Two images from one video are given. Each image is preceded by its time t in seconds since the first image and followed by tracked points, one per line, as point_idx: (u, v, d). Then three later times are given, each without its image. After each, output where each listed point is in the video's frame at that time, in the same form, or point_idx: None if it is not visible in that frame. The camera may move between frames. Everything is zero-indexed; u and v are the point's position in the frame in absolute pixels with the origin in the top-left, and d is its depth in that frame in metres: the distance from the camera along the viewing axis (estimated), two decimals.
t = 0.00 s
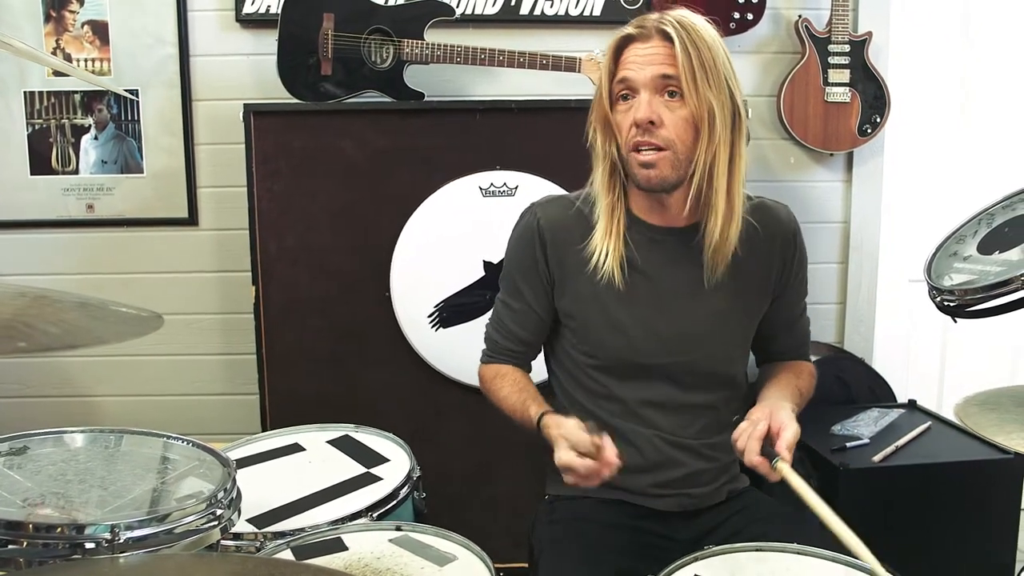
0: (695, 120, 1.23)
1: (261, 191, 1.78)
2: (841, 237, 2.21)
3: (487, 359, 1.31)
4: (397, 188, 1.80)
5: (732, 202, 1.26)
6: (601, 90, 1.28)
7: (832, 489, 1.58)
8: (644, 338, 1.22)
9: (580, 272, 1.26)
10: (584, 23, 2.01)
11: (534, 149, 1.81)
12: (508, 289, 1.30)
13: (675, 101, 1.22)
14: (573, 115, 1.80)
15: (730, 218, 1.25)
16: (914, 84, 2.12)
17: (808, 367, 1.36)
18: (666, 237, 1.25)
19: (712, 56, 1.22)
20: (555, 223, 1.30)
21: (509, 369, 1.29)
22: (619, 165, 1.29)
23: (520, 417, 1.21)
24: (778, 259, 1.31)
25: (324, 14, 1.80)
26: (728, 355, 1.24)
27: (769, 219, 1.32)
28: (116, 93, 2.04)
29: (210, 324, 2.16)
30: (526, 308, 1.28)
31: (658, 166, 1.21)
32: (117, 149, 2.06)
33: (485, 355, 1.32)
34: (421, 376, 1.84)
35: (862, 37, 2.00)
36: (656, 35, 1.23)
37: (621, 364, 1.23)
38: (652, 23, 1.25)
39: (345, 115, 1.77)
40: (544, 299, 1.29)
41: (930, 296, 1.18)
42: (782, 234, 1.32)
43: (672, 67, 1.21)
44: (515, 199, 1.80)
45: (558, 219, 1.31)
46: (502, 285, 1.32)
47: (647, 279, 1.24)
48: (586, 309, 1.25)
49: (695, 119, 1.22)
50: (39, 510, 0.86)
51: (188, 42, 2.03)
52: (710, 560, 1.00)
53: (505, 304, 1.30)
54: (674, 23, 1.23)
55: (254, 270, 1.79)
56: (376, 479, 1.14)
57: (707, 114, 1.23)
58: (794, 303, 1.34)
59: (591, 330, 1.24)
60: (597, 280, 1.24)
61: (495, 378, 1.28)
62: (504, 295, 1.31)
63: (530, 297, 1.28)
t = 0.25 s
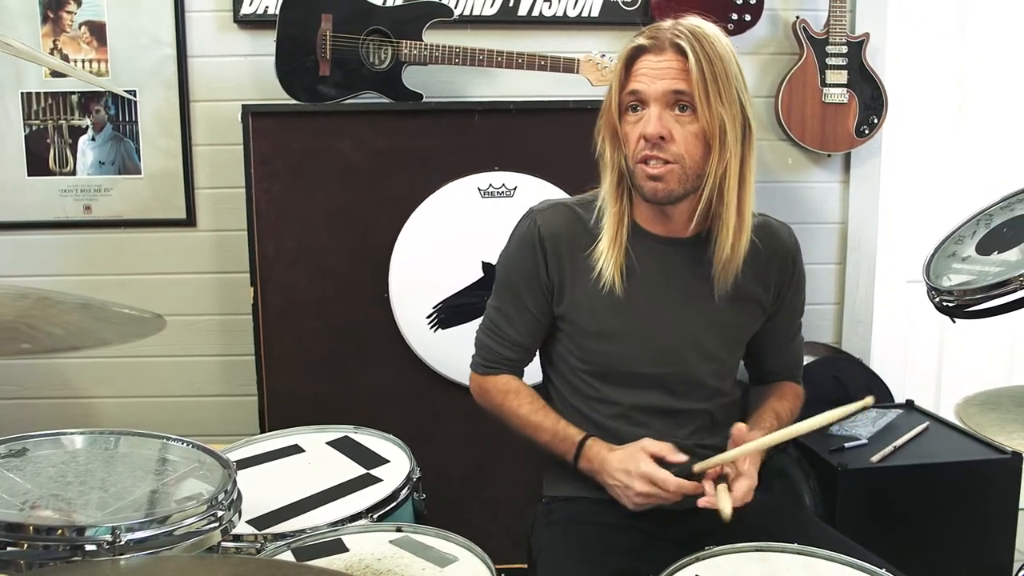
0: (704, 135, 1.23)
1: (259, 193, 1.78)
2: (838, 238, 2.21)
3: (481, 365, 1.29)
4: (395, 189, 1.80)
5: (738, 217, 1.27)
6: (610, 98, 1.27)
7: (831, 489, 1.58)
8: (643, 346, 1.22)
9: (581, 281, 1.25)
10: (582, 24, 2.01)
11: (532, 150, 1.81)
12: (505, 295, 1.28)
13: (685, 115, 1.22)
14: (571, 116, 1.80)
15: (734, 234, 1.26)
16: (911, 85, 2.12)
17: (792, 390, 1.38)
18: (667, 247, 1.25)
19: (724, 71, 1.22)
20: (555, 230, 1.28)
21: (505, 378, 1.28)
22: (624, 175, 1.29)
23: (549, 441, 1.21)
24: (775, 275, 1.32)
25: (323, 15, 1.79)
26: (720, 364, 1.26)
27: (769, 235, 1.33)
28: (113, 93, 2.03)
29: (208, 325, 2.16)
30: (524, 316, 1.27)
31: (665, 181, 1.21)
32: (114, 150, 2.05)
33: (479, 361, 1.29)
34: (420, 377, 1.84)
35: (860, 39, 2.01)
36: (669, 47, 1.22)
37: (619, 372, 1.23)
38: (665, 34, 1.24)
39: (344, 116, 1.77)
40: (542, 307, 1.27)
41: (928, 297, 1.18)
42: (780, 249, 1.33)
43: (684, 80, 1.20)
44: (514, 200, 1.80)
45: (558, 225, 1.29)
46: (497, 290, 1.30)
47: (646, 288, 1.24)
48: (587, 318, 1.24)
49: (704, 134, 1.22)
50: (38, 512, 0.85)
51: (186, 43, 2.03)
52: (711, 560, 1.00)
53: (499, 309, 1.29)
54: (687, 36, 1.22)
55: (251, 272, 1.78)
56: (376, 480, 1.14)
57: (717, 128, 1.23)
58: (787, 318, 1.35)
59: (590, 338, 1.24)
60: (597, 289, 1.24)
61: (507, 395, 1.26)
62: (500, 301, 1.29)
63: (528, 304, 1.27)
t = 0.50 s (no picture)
0: (703, 137, 1.23)
1: (257, 193, 1.78)
2: (835, 238, 2.21)
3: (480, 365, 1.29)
4: (394, 189, 1.80)
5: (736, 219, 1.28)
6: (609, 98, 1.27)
7: (828, 489, 1.59)
8: (641, 346, 1.22)
9: (581, 282, 1.25)
10: (580, 24, 2.01)
11: (530, 150, 1.81)
12: (505, 296, 1.27)
13: (684, 117, 1.22)
14: (570, 117, 1.80)
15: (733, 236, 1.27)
16: (908, 85, 2.13)
17: (791, 394, 1.39)
18: (665, 248, 1.26)
19: (724, 72, 1.22)
20: (555, 230, 1.28)
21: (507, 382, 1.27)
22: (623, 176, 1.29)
23: (558, 449, 1.20)
24: (773, 274, 1.32)
25: (321, 15, 1.79)
26: (719, 364, 1.27)
27: (768, 238, 1.33)
28: (110, 93, 2.03)
29: (205, 326, 2.15)
30: (523, 316, 1.26)
31: (664, 183, 1.21)
32: (111, 150, 2.05)
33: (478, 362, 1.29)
34: (418, 377, 1.84)
35: (857, 39, 2.01)
36: (668, 47, 1.22)
37: (618, 372, 1.23)
38: (664, 34, 1.24)
39: (342, 117, 1.77)
40: (542, 307, 1.27)
41: (926, 297, 1.18)
42: (778, 251, 1.33)
43: (683, 82, 1.20)
44: (512, 200, 1.80)
45: (557, 225, 1.29)
46: (496, 290, 1.29)
47: (644, 289, 1.24)
48: (586, 319, 1.24)
49: (703, 136, 1.22)
50: (38, 513, 0.85)
51: (183, 42, 2.03)
52: (711, 560, 1.01)
53: (498, 310, 1.28)
54: (687, 38, 1.22)
55: (249, 273, 1.78)
56: (376, 481, 1.14)
57: (716, 130, 1.23)
58: (785, 319, 1.35)
59: (589, 338, 1.24)
60: (596, 289, 1.24)
61: (513, 403, 1.25)
62: (499, 302, 1.28)
63: (527, 305, 1.26)
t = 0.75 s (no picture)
0: (707, 136, 1.23)
1: (255, 193, 1.77)
2: (833, 237, 2.22)
3: (477, 362, 1.28)
4: (392, 189, 1.80)
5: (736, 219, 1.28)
6: (614, 93, 1.27)
7: (826, 488, 1.59)
8: (639, 343, 1.22)
9: (579, 278, 1.25)
10: (578, 24, 2.01)
11: (528, 150, 1.81)
12: (503, 292, 1.27)
13: (689, 115, 1.22)
14: (568, 117, 1.80)
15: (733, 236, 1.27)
16: (906, 85, 2.13)
17: (775, 384, 1.39)
18: (663, 244, 1.26)
19: (729, 72, 1.23)
20: (553, 226, 1.28)
21: (503, 379, 1.27)
22: (625, 172, 1.29)
23: (550, 443, 1.20)
24: (768, 272, 1.32)
25: (318, 15, 1.79)
26: (716, 360, 1.27)
27: (764, 240, 1.34)
28: (108, 93, 2.02)
29: (203, 326, 2.15)
30: (521, 313, 1.26)
31: (667, 180, 1.21)
32: (109, 150, 2.04)
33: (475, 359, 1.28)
34: (417, 377, 1.84)
35: (854, 39, 2.02)
36: (675, 45, 1.22)
37: (615, 369, 1.23)
38: (671, 32, 1.24)
39: (340, 117, 1.76)
40: (540, 304, 1.27)
41: (925, 296, 1.19)
42: (772, 250, 1.34)
43: (690, 80, 1.21)
44: (510, 200, 1.80)
45: (555, 222, 1.28)
46: (494, 286, 1.29)
47: (641, 285, 1.24)
48: (584, 315, 1.24)
49: (707, 134, 1.23)
50: (37, 514, 0.85)
51: (181, 42, 2.02)
52: (711, 559, 1.01)
53: (496, 306, 1.27)
54: (694, 37, 1.22)
55: (247, 273, 1.78)
56: (375, 481, 1.14)
57: (720, 129, 1.23)
58: (778, 316, 1.36)
59: (587, 334, 1.24)
60: (594, 284, 1.24)
61: (508, 398, 1.24)
62: (497, 298, 1.28)
63: (526, 301, 1.26)
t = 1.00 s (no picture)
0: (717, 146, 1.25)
1: (254, 193, 1.77)
2: (831, 237, 2.22)
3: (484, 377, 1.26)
4: (391, 189, 1.80)
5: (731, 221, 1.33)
6: (629, 96, 1.23)
7: (825, 488, 1.59)
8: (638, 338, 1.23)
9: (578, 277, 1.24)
10: (576, 25, 2.01)
11: (526, 151, 1.81)
12: (504, 296, 1.26)
13: (705, 125, 1.23)
14: (566, 117, 1.80)
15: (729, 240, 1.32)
16: (904, 85, 2.14)
17: (785, 385, 1.39)
18: (662, 239, 1.26)
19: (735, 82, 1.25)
20: (550, 228, 1.27)
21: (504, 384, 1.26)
22: (629, 174, 1.28)
23: (562, 450, 1.19)
24: (762, 264, 1.33)
25: (317, 15, 1.79)
26: (716, 353, 1.27)
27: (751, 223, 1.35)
28: (106, 93, 2.02)
29: (201, 326, 2.15)
30: (521, 316, 1.25)
31: (687, 190, 1.22)
32: (106, 150, 2.04)
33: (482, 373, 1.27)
34: (415, 377, 1.84)
35: (852, 39, 2.02)
36: (696, 55, 1.21)
37: (617, 364, 1.24)
38: (686, 37, 1.22)
39: (339, 117, 1.76)
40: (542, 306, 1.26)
41: (924, 296, 1.19)
42: (762, 235, 1.34)
43: (710, 93, 1.21)
44: (509, 200, 1.80)
45: (551, 223, 1.28)
46: (495, 292, 1.28)
47: (639, 279, 1.24)
48: (585, 313, 1.24)
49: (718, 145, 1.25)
50: (36, 515, 0.85)
51: (178, 42, 2.02)
52: (712, 559, 1.01)
53: (499, 313, 1.27)
54: (712, 46, 1.22)
55: (246, 274, 1.78)
56: (374, 481, 1.14)
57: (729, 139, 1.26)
58: (776, 307, 1.35)
59: (588, 331, 1.23)
60: (594, 281, 1.24)
61: (515, 406, 1.23)
62: (499, 306, 1.27)
63: (527, 305, 1.25)
